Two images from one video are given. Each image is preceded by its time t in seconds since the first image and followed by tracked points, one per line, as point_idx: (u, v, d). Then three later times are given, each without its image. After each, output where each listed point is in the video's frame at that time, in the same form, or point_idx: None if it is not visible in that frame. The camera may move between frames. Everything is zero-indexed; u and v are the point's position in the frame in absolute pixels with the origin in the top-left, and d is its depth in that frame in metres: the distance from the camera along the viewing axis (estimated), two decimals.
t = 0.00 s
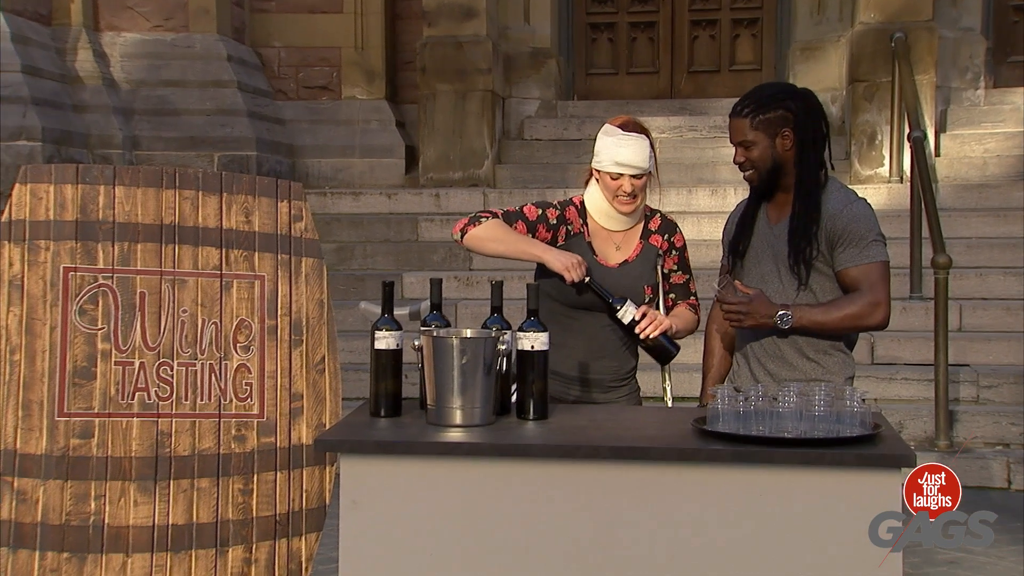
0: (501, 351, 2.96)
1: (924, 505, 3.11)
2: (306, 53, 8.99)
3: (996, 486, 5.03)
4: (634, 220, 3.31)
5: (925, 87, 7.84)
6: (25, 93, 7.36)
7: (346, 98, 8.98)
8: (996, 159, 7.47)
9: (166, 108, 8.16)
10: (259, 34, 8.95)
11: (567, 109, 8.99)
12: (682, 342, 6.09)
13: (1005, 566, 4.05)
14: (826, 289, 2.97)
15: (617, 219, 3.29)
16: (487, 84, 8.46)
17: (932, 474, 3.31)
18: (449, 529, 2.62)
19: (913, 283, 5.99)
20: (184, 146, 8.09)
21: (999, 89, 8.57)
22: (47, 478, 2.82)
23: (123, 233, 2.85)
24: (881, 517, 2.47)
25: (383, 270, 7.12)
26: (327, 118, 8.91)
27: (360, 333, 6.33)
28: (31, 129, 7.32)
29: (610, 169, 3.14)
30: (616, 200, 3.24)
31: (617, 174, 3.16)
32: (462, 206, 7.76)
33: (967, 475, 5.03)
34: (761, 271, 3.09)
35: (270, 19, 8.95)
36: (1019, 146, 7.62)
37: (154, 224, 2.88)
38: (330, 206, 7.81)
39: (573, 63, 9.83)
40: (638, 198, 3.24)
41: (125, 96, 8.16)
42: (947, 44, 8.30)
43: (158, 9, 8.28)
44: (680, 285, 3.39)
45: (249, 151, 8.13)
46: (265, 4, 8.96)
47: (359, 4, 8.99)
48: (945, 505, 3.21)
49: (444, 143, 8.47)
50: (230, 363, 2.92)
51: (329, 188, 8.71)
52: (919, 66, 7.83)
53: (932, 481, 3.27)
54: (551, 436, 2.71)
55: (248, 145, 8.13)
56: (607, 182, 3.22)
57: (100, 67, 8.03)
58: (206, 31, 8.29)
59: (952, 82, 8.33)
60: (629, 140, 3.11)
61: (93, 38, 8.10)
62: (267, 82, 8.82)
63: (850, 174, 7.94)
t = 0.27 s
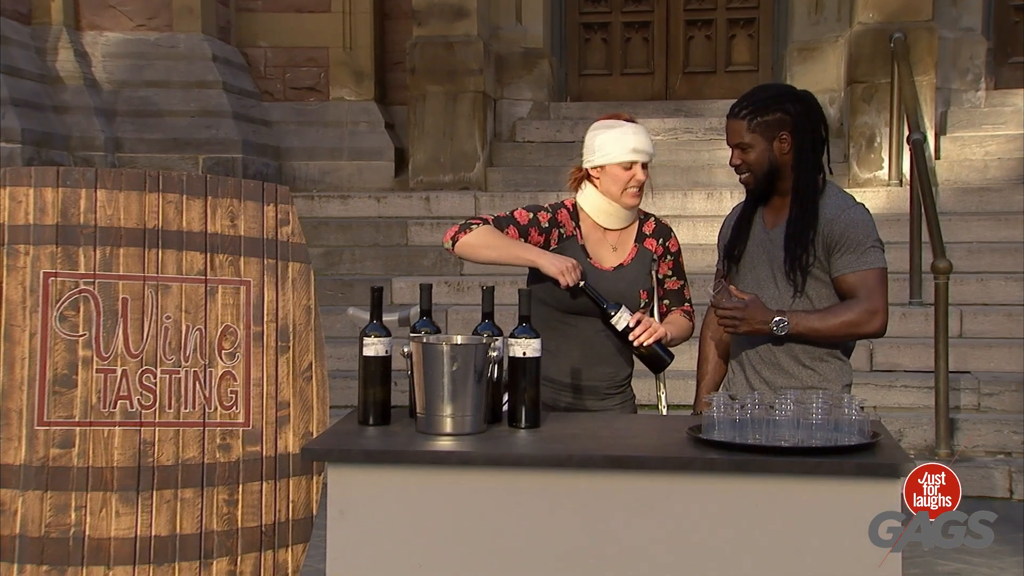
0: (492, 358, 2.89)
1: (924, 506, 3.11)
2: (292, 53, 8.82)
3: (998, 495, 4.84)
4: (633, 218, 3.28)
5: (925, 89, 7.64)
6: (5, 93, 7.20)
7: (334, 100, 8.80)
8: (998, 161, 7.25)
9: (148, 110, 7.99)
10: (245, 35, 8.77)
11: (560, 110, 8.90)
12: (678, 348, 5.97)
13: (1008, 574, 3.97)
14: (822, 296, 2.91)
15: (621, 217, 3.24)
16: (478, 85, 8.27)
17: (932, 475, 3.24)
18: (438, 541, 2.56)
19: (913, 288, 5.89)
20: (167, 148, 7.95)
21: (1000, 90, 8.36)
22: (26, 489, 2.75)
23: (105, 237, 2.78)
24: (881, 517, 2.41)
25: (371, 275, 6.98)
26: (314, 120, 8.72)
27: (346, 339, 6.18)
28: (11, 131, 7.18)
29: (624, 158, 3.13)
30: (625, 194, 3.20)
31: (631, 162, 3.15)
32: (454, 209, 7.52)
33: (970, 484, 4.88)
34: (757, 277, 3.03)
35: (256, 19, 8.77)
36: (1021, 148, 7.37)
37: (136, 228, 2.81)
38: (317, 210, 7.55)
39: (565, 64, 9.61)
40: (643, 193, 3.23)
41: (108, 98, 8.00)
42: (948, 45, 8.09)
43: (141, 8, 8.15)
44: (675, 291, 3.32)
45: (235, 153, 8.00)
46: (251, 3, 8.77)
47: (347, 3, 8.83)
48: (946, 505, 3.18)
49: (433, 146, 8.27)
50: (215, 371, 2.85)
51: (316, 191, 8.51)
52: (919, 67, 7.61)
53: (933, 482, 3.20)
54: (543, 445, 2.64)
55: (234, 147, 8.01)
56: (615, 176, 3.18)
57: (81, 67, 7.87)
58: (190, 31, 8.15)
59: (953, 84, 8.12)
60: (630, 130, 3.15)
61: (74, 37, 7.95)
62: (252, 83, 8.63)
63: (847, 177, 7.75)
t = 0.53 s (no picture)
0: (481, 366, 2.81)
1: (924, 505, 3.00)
2: (276, 54, 8.63)
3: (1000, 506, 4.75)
4: (619, 217, 3.22)
5: (923, 91, 7.52)
6: None
7: (320, 101, 8.60)
8: (997, 165, 7.11)
9: (128, 111, 7.86)
10: (228, 34, 8.59)
11: (551, 112, 8.76)
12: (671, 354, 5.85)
13: None
14: (814, 303, 2.85)
15: (608, 214, 3.18)
16: (467, 87, 8.11)
17: (932, 474, 3.19)
18: (425, 553, 2.49)
19: (912, 295, 5.84)
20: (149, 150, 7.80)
21: (1001, 91, 8.24)
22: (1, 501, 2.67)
23: (84, 242, 2.72)
24: (881, 517, 2.35)
25: (358, 282, 6.83)
26: (300, 121, 8.51)
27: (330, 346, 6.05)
28: None
29: (612, 149, 3.10)
30: (614, 188, 3.14)
31: (619, 154, 3.11)
32: (442, 213, 7.39)
33: (969, 495, 4.80)
34: (748, 283, 2.96)
35: (239, 17, 8.59)
36: (1021, 151, 7.27)
37: (116, 233, 2.74)
38: (302, 215, 7.42)
39: (557, 65, 9.46)
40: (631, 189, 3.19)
41: (87, 99, 7.88)
42: (946, 46, 7.95)
43: (122, 8, 8.01)
44: (665, 297, 3.23)
45: (218, 156, 7.82)
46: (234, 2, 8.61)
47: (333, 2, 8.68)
48: (946, 504, 3.10)
49: (422, 150, 8.11)
50: (197, 379, 2.79)
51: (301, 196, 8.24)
52: (916, 69, 7.48)
53: (933, 482, 3.16)
54: (533, 454, 2.58)
55: (217, 149, 7.82)
56: (604, 171, 3.13)
57: (59, 67, 7.77)
58: (171, 30, 7.99)
59: (952, 85, 7.97)
60: (612, 124, 3.13)
61: (52, 37, 7.83)
62: (235, 83, 8.47)
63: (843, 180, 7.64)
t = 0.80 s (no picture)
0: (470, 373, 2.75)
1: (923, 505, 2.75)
2: (260, 53, 8.49)
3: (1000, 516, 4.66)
4: (602, 226, 3.18)
5: (920, 92, 7.45)
6: None
7: (304, 102, 8.46)
8: (996, 168, 7.09)
9: (108, 112, 7.72)
10: (210, 34, 8.43)
11: (541, 114, 8.58)
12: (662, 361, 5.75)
13: None
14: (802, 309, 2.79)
15: (592, 223, 3.15)
16: (455, 87, 7.95)
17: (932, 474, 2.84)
18: (413, 565, 2.42)
19: (908, 300, 5.75)
20: (128, 152, 7.64)
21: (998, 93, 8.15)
22: None
23: (62, 246, 2.64)
24: (880, 518, 2.29)
25: (345, 287, 6.50)
26: (283, 123, 8.37)
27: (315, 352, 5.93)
28: None
29: (604, 161, 3.02)
30: (604, 200, 3.08)
31: (610, 166, 3.04)
32: (429, 217, 7.18)
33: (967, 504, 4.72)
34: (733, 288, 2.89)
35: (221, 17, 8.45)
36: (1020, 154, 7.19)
37: (95, 236, 2.67)
38: (286, 218, 7.13)
39: (547, 66, 9.26)
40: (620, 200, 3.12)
41: (64, 100, 7.74)
42: (945, 47, 7.86)
43: (99, 7, 7.86)
44: (653, 304, 3.19)
45: (200, 158, 7.68)
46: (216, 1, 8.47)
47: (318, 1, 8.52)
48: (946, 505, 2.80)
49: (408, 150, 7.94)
50: (178, 387, 2.72)
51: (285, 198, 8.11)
52: (913, 69, 7.42)
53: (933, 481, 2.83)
54: (522, 463, 2.51)
55: (200, 152, 7.69)
56: (593, 182, 3.06)
57: (36, 67, 7.64)
58: (151, 29, 7.85)
59: (950, 87, 7.89)
60: (606, 134, 3.06)
61: (28, 36, 7.70)
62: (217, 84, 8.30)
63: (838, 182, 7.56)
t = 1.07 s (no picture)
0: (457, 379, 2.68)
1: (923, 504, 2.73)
2: (243, 52, 8.13)
3: (999, 526, 4.59)
4: (579, 232, 3.10)
5: (916, 92, 7.38)
6: None
7: (288, 103, 8.09)
8: (993, 169, 7.05)
9: (84, 112, 7.34)
10: (189, 33, 8.10)
11: (529, 115, 8.30)
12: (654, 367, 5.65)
13: None
14: (790, 314, 2.71)
15: (568, 230, 3.07)
16: (441, 88, 7.65)
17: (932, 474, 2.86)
18: None
19: (906, 305, 5.73)
20: (106, 153, 7.26)
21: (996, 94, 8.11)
22: None
23: (36, 250, 2.61)
24: (881, 517, 2.24)
25: (328, 291, 6.45)
26: (265, 124, 8.01)
27: (300, 359, 5.78)
28: None
29: (580, 166, 2.97)
30: (579, 206, 3.02)
31: (586, 171, 2.99)
32: (414, 220, 7.00)
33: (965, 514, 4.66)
34: (719, 299, 2.81)
35: (202, 15, 8.10)
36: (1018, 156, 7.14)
37: (72, 240, 2.63)
38: (268, 221, 7.05)
39: (535, 66, 9.15)
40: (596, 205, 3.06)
41: (40, 100, 7.36)
42: (942, 46, 7.84)
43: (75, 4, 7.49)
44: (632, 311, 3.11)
45: (180, 159, 7.29)
46: None
47: None
48: (947, 504, 2.78)
49: (394, 154, 7.64)
50: (157, 395, 2.68)
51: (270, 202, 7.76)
52: (910, 69, 7.37)
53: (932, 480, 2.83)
54: (511, 473, 2.44)
55: (179, 153, 7.30)
56: (568, 187, 3.00)
57: (10, 66, 7.27)
58: (129, 27, 7.47)
59: (947, 88, 7.86)
60: (580, 137, 2.99)
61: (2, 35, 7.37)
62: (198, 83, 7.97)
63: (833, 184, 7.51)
